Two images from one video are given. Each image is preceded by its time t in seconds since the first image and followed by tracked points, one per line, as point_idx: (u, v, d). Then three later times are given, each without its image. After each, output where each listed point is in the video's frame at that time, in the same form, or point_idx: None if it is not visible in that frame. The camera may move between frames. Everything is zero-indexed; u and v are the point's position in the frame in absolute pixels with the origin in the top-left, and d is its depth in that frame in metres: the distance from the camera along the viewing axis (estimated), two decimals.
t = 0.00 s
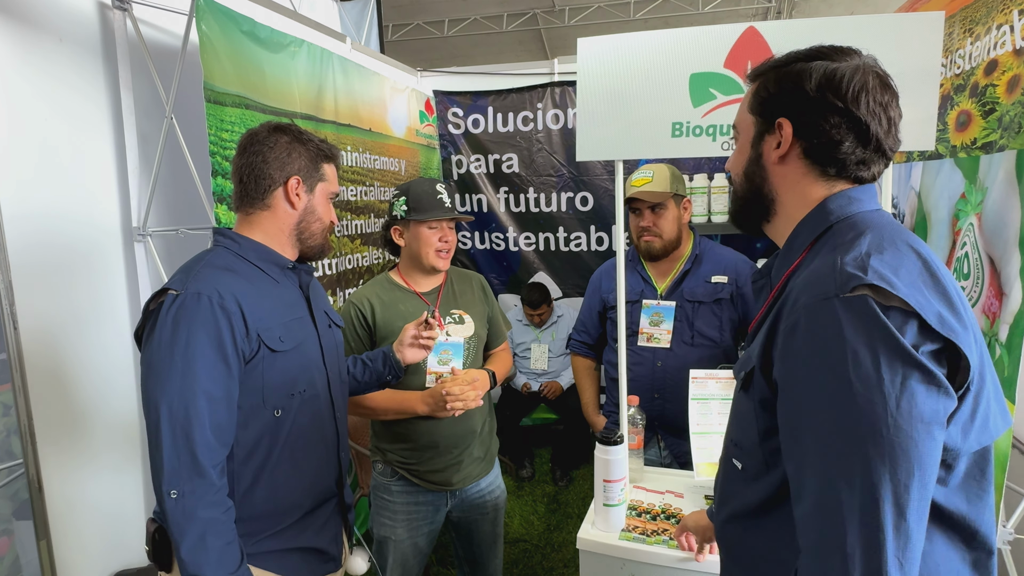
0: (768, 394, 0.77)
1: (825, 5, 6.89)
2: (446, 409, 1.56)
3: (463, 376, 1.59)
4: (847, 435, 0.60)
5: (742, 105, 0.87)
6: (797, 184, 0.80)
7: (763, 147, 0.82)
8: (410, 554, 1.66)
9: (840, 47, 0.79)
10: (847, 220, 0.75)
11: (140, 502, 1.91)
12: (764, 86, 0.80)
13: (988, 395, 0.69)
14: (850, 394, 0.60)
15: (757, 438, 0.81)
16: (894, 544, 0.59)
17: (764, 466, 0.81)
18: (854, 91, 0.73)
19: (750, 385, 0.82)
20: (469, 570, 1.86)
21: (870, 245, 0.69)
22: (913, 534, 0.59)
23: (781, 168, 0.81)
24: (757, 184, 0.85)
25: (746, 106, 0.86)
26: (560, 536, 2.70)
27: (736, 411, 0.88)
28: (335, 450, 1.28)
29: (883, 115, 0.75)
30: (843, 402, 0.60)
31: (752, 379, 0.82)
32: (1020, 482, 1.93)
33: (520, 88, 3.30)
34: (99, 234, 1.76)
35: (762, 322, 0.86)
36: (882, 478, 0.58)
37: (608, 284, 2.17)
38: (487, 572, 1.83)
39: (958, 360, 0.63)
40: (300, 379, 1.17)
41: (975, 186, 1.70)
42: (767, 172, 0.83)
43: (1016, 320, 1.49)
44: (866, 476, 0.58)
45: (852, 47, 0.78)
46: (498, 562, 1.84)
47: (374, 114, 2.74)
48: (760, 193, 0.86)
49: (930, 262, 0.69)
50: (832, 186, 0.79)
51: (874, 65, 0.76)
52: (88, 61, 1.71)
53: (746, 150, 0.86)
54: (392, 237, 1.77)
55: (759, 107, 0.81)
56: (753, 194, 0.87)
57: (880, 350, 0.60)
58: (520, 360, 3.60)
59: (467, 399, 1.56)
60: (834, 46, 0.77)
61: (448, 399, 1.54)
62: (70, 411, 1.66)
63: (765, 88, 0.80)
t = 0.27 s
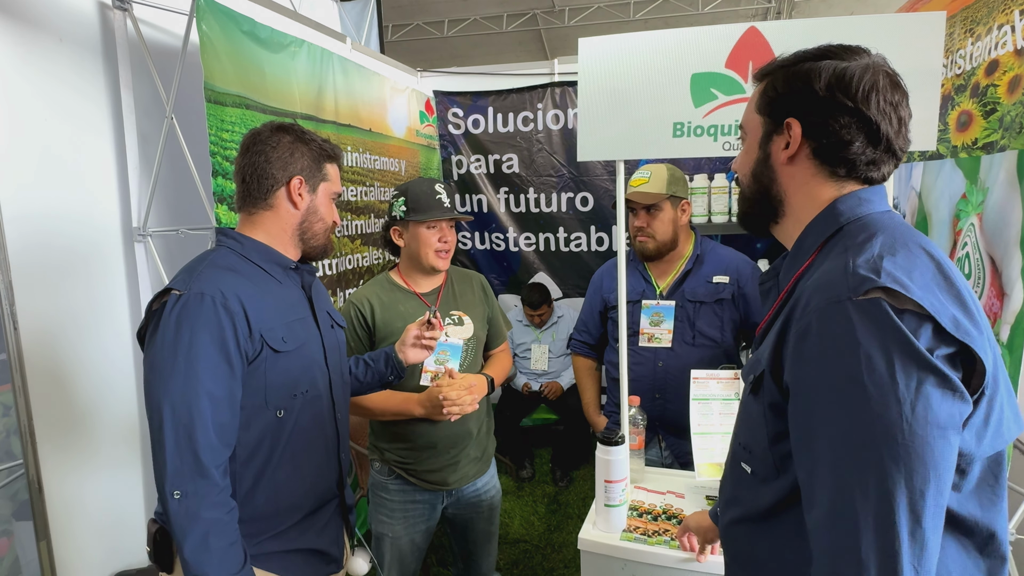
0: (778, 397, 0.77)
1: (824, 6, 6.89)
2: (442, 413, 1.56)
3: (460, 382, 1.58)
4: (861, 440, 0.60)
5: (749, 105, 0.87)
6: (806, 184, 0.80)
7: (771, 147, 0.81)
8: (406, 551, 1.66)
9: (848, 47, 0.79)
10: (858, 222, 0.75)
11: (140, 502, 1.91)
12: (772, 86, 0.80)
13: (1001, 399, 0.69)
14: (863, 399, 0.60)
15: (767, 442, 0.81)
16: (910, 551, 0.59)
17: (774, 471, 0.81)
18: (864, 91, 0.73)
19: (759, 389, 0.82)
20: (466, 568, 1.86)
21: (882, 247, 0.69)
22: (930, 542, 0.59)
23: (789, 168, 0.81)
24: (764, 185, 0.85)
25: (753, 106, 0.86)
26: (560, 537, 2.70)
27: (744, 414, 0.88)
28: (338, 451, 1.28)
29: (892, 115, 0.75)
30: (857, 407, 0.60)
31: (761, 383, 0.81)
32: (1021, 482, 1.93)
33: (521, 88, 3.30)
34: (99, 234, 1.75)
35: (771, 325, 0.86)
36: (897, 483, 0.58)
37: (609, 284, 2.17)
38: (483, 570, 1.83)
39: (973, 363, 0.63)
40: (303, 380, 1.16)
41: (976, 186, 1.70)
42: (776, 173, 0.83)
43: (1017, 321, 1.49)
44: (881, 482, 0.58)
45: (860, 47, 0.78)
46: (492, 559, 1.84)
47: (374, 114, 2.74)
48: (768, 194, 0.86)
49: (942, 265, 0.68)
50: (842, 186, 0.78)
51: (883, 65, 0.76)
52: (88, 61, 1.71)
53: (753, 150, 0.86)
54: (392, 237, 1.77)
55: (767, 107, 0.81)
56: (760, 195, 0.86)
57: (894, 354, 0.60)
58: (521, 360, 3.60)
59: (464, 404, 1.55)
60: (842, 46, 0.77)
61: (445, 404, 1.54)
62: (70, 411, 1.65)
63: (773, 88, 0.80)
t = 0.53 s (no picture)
0: (782, 400, 0.77)
1: (824, 6, 6.89)
2: (439, 415, 1.56)
3: (458, 385, 1.58)
4: (867, 444, 0.60)
5: (753, 105, 0.87)
6: (811, 185, 0.80)
7: (776, 147, 0.82)
8: (402, 550, 1.66)
9: (854, 47, 0.79)
10: (864, 223, 0.75)
11: (140, 504, 1.91)
12: (778, 86, 0.80)
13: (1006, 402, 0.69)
14: (869, 402, 0.60)
15: (770, 444, 0.81)
16: (916, 556, 0.59)
17: (776, 473, 0.81)
18: (870, 90, 0.73)
19: (762, 391, 0.82)
20: (462, 567, 1.86)
21: (889, 249, 0.69)
22: (935, 545, 0.59)
23: (795, 169, 0.81)
24: (769, 185, 0.85)
25: (758, 106, 0.86)
26: (560, 538, 2.70)
27: (745, 416, 0.88)
28: (338, 453, 1.27)
29: (899, 115, 0.75)
30: (863, 410, 0.60)
31: (764, 385, 0.81)
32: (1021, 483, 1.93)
33: (520, 89, 3.30)
34: (99, 235, 1.75)
35: (774, 326, 0.86)
36: (903, 487, 0.58)
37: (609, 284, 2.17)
38: (479, 569, 1.83)
39: (980, 367, 0.63)
40: (304, 382, 1.16)
41: (975, 186, 1.70)
42: (781, 173, 0.83)
43: (1017, 321, 1.49)
44: (887, 486, 0.58)
45: (866, 46, 0.78)
46: (489, 559, 1.84)
47: (374, 115, 2.74)
48: (773, 194, 0.86)
49: (949, 267, 0.68)
50: (848, 187, 0.78)
51: (889, 64, 0.76)
52: (87, 62, 1.71)
53: (758, 150, 0.86)
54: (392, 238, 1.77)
55: (772, 107, 0.81)
56: (765, 195, 0.86)
57: (902, 357, 0.59)
58: (520, 361, 3.60)
59: (461, 407, 1.55)
60: (848, 46, 0.78)
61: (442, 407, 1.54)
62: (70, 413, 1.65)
63: (778, 88, 0.80)
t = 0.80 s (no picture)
0: (783, 400, 0.76)
1: (823, 7, 6.88)
2: (438, 413, 1.56)
3: (455, 383, 1.58)
4: (869, 446, 0.59)
5: (754, 105, 0.86)
6: (813, 185, 0.80)
7: (778, 147, 0.81)
8: (400, 552, 1.65)
9: (856, 45, 0.79)
10: (866, 223, 0.75)
11: (138, 505, 1.90)
12: (780, 85, 0.80)
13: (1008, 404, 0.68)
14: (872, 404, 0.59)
15: (770, 445, 0.80)
16: (917, 559, 0.58)
17: (775, 474, 0.81)
18: (874, 90, 0.73)
19: (762, 392, 0.82)
20: (461, 569, 1.85)
21: (892, 249, 0.68)
22: (937, 547, 0.59)
23: (797, 169, 0.81)
24: (770, 185, 0.85)
25: (759, 105, 0.86)
26: (560, 539, 2.69)
27: (744, 417, 0.87)
28: (336, 455, 1.27)
29: (902, 114, 0.74)
30: (866, 412, 0.60)
31: (765, 386, 0.81)
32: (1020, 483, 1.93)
33: (519, 89, 3.29)
34: (96, 236, 1.75)
35: (774, 327, 0.86)
36: (905, 489, 0.57)
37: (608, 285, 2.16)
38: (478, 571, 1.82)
39: (983, 368, 0.63)
40: (301, 384, 1.16)
41: (975, 187, 1.70)
42: (782, 173, 0.82)
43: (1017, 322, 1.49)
44: (889, 488, 0.58)
45: (868, 45, 0.78)
46: (488, 560, 1.83)
47: (373, 116, 2.74)
48: (774, 194, 0.85)
49: (953, 267, 0.68)
50: (850, 187, 0.78)
51: (892, 63, 0.75)
52: (85, 63, 1.70)
53: (760, 150, 0.86)
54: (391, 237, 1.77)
55: (773, 107, 0.81)
56: (766, 195, 0.86)
57: (905, 358, 0.59)
58: (520, 362, 3.59)
59: (460, 404, 1.56)
60: (850, 45, 0.77)
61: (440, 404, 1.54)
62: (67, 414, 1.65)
63: (780, 87, 0.80)
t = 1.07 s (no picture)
0: (779, 400, 0.76)
1: (823, 7, 6.88)
2: (438, 413, 1.57)
3: (456, 381, 1.58)
4: (865, 446, 0.59)
5: (751, 105, 0.86)
6: (811, 185, 0.80)
7: (775, 147, 0.81)
8: (400, 554, 1.65)
9: (853, 45, 0.78)
10: (862, 223, 0.75)
11: (136, 506, 1.90)
12: (776, 86, 0.80)
13: (1005, 406, 0.68)
14: (868, 404, 0.59)
15: (766, 445, 0.80)
16: (912, 559, 0.58)
17: (772, 474, 0.80)
18: (871, 90, 0.73)
19: (758, 392, 0.81)
20: (461, 571, 1.85)
21: (888, 249, 0.68)
22: (931, 548, 0.59)
23: (794, 169, 0.80)
24: (768, 185, 0.84)
25: (756, 105, 0.85)
26: (559, 539, 2.69)
27: (741, 417, 0.87)
28: (333, 456, 1.27)
29: (899, 114, 0.74)
30: (861, 412, 0.59)
31: (761, 386, 0.80)
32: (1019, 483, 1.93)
33: (518, 89, 3.29)
34: (93, 236, 1.74)
35: (771, 327, 0.86)
36: (900, 490, 0.57)
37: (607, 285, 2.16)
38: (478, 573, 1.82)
39: (979, 369, 0.63)
40: (298, 384, 1.16)
41: (974, 187, 1.70)
42: (779, 173, 0.82)
43: (1016, 322, 1.49)
44: (884, 489, 0.58)
45: (866, 45, 0.77)
46: (488, 562, 1.83)
47: (372, 116, 2.74)
48: (772, 195, 0.85)
49: (949, 267, 0.68)
50: (847, 187, 0.78)
51: (889, 63, 0.75)
52: (83, 62, 1.70)
53: (757, 150, 0.86)
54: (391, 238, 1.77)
55: (770, 107, 0.81)
56: (764, 195, 0.86)
57: (901, 359, 0.59)
58: (519, 362, 3.59)
59: (460, 404, 1.56)
60: (847, 44, 0.77)
61: (441, 404, 1.55)
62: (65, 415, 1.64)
63: (777, 87, 0.80)
